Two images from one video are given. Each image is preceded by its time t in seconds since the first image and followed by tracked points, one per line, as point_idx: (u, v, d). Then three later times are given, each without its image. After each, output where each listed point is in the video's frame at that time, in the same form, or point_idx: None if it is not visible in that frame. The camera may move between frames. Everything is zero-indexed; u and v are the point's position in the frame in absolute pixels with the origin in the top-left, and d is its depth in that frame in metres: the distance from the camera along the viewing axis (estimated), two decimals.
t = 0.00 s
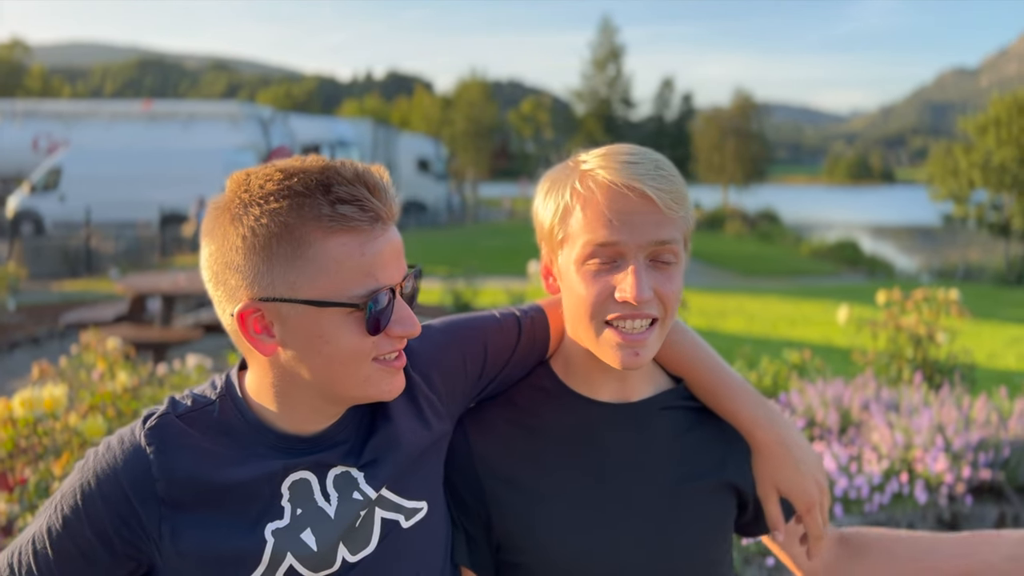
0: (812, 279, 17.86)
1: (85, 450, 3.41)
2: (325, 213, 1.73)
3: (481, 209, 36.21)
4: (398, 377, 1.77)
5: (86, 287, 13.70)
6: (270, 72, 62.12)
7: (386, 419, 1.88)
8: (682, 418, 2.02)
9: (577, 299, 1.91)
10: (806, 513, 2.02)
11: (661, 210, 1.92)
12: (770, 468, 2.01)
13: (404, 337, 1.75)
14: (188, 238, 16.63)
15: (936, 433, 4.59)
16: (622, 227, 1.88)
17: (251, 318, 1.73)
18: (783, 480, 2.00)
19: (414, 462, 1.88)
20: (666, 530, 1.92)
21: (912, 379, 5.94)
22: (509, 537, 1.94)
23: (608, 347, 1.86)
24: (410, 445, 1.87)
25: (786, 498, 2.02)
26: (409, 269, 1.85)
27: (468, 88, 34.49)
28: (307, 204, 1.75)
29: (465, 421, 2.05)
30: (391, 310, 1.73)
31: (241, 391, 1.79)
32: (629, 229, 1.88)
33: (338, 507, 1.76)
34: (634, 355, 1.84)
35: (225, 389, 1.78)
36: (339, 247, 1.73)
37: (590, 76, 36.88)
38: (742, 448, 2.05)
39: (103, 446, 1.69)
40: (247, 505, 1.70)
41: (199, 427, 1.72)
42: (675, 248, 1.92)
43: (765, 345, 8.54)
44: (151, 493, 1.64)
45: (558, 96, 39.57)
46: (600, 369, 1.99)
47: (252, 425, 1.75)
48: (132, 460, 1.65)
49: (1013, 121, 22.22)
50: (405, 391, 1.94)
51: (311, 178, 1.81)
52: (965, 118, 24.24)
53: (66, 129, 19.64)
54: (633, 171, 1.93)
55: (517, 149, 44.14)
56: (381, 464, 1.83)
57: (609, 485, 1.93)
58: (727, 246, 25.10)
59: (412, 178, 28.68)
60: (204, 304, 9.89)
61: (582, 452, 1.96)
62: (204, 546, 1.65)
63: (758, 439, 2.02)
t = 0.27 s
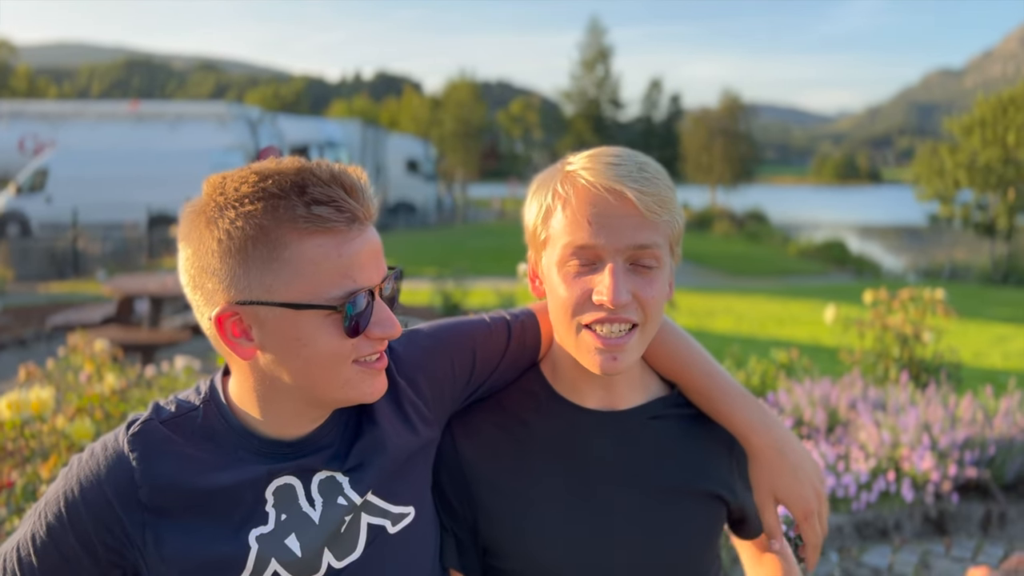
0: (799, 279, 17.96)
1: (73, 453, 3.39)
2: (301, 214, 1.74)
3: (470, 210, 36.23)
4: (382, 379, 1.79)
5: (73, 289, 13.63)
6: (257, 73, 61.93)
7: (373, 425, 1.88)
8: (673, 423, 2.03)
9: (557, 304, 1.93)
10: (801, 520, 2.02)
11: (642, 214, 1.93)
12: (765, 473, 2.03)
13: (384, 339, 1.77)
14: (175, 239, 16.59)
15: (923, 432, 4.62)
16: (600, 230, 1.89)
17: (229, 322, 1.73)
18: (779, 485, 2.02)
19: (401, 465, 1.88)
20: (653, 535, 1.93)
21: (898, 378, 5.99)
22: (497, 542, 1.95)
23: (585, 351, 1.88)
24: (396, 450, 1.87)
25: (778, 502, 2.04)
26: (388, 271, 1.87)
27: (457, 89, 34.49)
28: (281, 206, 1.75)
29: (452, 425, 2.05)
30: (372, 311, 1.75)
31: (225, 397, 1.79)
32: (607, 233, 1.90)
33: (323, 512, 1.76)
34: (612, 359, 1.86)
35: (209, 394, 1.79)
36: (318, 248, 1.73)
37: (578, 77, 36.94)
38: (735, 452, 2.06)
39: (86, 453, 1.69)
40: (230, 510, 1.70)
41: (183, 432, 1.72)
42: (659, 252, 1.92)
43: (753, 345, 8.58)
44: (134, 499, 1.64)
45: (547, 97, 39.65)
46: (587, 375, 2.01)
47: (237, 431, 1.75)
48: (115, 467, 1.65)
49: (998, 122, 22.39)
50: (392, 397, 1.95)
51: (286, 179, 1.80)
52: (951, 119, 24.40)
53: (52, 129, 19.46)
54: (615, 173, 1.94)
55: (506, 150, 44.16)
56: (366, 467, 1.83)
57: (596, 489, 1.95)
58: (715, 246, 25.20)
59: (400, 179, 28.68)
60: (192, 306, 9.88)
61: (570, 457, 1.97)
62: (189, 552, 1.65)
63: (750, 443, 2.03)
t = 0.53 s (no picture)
0: (783, 280, 18.07)
1: (55, 457, 3.37)
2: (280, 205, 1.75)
3: (456, 211, 36.22)
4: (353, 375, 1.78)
5: (55, 291, 13.53)
6: (241, 73, 61.69)
7: (355, 428, 1.89)
8: (658, 426, 2.04)
9: (548, 301, 1.95)
10: (787, 520, 2.03)
11: (646, 217, 1.95)
12: (750, 473, 2.04)
13: (345, 336, 1.74)
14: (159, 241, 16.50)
15: (905, 431, 4.66)
16: (604, 230, 1.90)
17: (196, 306, 1.75)
18: (765, 485, 2.03)
19: (383, 467, 1.89)
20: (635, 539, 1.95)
21: (881, 377, 6.04)
22: (479, 546, 1.96)
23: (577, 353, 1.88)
24: (376, 454, 1.88)
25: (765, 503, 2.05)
26: (367, 272, 1.85)
27: (442, 89, 34.49)
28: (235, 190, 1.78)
29: (435, 427, 2.05)
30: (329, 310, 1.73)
31: (205, 398, 1.80)
32: (610, 233, 1.91)
33: (304, 515, 1.77)
34: (605, 361, 1.86)
35: (190, 396, 1.80)
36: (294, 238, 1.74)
37: (564, 78, 37.00)
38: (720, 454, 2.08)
39: (65, 458, 1.68)
40: (211, 515, 1.70)
41: (163, 436, 1.72)
42: (658, 258, 1.94)
43: (738, 345, 8.62)
44: (112, 503, 1.64)
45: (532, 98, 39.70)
46: (574, 379, 2.01)
47: (217, 434, 1.76)
48: (95, 470, 1.65)
49: (980, 123, 22.60)
50: (374, 400, 1.95)
51: (248, 170, 1.85)
52: (933, 120, 24.61)
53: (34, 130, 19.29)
54: (621, 173, 1.95)
55: (491, 150, 44.17)
56: (347, 471, 1.83)
57: (579, 492, 1.96)
58: (700, 246, 25.29)
59: (386, 180, 28.65)
60: (176, 308, 9.84)
61: (551, 461, 1.98)
62: (168, 557, 1.65)
63: (736, 444, 2.05)
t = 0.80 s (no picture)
0: (765, 280, 18.20)
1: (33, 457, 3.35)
2: (261, 187, 1.79)
3: (438, 212, 36.20)
4: (315, 355, 1.79)
5: (34, 292, 13.41)
6: (221, 73, 61.36)
7: (350, 419, 1.89)
8: (641, 423, 2.06)
9: (535, 300, 1.97)
10: (760, 521, 2.01)
11: (631, 218, 1.97)
12: (724, 466, 2.03)
13: (281, 307, 1.75)
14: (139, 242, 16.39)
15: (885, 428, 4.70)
16: (590, 232, 1.92)
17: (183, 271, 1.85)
18: (736, 480, 2.01)
19: (379, 459, 1.89)
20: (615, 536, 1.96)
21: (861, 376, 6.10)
22: (466, 540, 1.96)
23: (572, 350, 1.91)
24: (370, 446, 1.88)
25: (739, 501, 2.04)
26: (341, 261, 1.82)
27: (425, 90, 34.48)
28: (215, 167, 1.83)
29: (426, 422, 2.06)
30: (270, 283, 1.74)
31: (200, 381, 1.82)
32: (596, 234, 1.93)
33: (296, 501, 1.77)
34: (599, 358, 1.90)
35: (186, 378, 1.82)
36: (270, 220, 1.78)
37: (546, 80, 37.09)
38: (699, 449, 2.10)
39: (60, 433, 1.70)
40: (203, 496, 1.72)
41: (157, 417, 1.73)
42: (643, 257, 1.98)
43: (720, 345, 8.67)
44: (104, 479, 1.65)
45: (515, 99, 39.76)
46: (561, 374, 2.03)
47: (209, 417, 1.77)
48: (88, 447, 1.66)
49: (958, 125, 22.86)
50: (370, 394, 1.95)
51: (248, 146, 1.89)
52: (912, 122, 24.88)
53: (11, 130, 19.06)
54: (602, 176, 1.96)
55: (474, 151, 44.18)
56: (340, 457, 1.84)
57: (567, 486, 1.98)
58: (682, 247, 25.41)
59: (368, 180, 28.60)
60: (156, 310, 9.78)
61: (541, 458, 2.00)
62: (161, 536, 1.67)
63: (714, 439, 2.04)
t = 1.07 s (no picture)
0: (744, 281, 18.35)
1: (14, 463, 3.33)
2: (254, 209, 1.81)
3: (419, 213, 36.17)
4: (307, 372, 1.78)
5: (11, 295, 13.27)
6: (198, 73, 60.86)
7: (348, 426, 1.90)
8: (624, 421, 2.10)
9: (535, 318, 1.98)
10: (737, 509, 2.08)
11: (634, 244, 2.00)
12: (704, 466, 2.05)
13: (278, 326, 1.74)
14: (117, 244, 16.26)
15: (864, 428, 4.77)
16: (599, 261, 1.93)
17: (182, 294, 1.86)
18: (718, 475, 2.05)
19: (377, 467, 1.91)
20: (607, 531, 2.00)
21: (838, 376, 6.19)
22: (456, 534, 2.00)
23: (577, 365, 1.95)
24: (369, 452, 1.89)
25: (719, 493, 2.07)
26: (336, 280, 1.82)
27: (406, 90, 34.43)
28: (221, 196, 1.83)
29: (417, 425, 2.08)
30: (262, 302, 1.73)
31: (200, 403, 1.81)
32: (605, 263, 1.94)
33: (303, 517, 1.78)
34: (598, 370, 1.95)
35: (184, 400, 1.80)
36: (263, 239, 1.78)
37: (527, 81, 37.18)
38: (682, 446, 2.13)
39: (57, 462, 1.68)
40: (209, 518, 1.71)
41: (159, 441, 1.72)
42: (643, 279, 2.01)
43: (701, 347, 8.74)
44: (109, 506, 1.64)
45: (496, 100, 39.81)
46: (547, 376, 2.05)
47: (211, 439, 1.76)
48: (91, 474, 1.65)
49: (934, 127, 23.18)
50: (364, 401, 1.96)
51: (244, 172, 1.91)
52: (888, 124, 25.20)
53: None
54: (614, 205, 1.97)
55: (455, 152, 44.19)
56: (344, 471, 1.85)
57: (557, 486, 2.01)
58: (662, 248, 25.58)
59: (349, 181, 28.55)
60: (135, 311, 9.69)
61: (531, 455, 2.03)
62: (167, 560, 1.66)
63: (695, 435, 2.09)
